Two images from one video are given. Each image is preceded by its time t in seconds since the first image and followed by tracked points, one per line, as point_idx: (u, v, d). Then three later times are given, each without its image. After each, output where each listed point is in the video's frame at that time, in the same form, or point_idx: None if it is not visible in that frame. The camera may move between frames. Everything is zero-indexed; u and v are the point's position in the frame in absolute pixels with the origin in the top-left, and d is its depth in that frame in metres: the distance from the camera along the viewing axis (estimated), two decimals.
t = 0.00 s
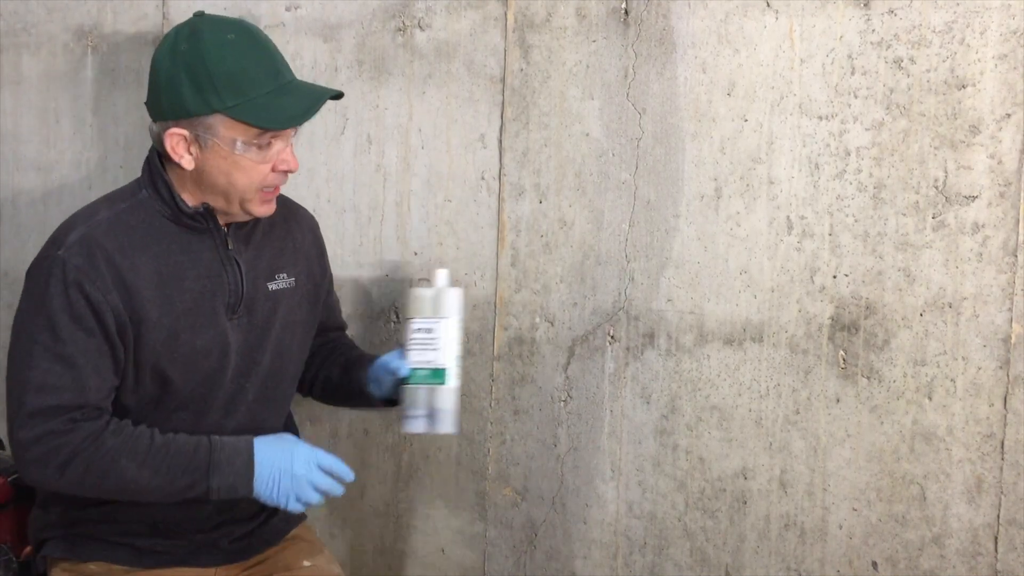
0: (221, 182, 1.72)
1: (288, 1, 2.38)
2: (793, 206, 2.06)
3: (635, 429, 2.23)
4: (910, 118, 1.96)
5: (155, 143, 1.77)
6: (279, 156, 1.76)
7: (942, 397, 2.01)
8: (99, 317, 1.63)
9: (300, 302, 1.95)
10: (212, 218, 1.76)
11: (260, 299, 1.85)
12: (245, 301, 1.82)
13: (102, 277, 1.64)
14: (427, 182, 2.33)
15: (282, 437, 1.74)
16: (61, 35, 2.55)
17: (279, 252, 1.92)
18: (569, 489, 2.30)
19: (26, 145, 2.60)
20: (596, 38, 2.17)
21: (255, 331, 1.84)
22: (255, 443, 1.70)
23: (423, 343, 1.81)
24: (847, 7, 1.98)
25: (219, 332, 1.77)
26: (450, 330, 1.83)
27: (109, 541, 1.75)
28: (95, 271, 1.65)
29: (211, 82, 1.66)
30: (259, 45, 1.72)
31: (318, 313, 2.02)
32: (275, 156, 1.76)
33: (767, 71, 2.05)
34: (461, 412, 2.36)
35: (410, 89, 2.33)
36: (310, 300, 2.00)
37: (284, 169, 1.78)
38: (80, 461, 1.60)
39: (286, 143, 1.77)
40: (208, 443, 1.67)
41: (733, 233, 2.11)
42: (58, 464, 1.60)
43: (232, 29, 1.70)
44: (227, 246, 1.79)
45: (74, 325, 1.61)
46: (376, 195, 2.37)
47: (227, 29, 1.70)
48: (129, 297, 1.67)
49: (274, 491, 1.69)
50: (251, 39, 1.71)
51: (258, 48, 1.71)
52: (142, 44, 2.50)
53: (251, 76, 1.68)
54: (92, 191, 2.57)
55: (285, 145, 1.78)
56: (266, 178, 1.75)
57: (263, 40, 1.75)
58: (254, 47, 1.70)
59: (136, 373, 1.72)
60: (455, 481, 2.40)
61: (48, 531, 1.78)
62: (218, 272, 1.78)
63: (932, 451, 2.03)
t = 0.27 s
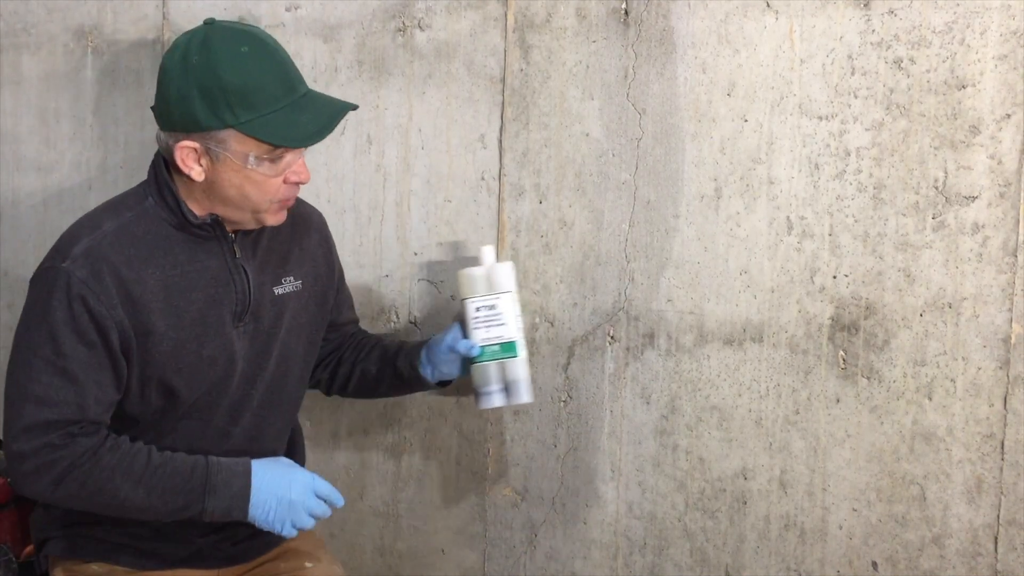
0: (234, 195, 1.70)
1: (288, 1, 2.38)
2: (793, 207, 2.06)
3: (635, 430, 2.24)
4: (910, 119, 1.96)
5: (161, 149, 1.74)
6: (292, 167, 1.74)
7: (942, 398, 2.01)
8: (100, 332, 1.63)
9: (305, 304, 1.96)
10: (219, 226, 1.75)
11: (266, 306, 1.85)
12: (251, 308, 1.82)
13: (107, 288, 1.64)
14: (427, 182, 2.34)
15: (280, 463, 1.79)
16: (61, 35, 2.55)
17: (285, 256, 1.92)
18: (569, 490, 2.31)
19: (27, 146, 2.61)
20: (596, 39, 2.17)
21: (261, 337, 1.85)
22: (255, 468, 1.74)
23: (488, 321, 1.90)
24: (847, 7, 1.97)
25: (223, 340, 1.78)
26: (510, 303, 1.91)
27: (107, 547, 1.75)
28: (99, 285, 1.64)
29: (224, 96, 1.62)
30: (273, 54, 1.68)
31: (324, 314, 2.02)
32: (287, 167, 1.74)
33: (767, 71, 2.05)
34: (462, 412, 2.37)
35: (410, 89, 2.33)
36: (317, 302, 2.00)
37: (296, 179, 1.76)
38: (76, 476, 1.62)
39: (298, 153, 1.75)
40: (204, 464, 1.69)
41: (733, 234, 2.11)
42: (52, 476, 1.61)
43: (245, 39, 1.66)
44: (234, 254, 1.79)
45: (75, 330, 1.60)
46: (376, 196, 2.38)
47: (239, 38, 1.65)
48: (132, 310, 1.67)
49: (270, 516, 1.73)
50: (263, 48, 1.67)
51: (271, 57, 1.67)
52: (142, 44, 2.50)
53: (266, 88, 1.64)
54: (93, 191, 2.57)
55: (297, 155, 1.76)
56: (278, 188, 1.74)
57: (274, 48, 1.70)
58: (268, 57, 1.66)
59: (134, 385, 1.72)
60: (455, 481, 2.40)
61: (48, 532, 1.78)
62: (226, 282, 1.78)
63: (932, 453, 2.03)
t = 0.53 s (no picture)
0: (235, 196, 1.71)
1: (288, 1, 2.38)
2: (793, 207, 2.05)
3: (635, 430, 2.24)
4: (910, 119, 1.96)
5: (164, 150, 1.74)
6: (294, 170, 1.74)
7: (942, 398, 2.00)
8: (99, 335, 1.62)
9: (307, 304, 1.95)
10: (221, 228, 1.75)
11: (268, 307, 1.85)
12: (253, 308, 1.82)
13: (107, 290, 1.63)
14: (427, 182, 2.34)
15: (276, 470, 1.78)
16: (61, 35, 2.55)
17: (287, 257, 1.91)
18: (569, 490, 2.31)
19: (26, 146, 2.60)
20: (596, 39, 2.17)
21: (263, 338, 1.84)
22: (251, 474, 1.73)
23: (471, 340, 1.88)
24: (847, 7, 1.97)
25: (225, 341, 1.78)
26: (492, 326, 1.89)
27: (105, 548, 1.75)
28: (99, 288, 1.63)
29: (227, 98, 1.62)
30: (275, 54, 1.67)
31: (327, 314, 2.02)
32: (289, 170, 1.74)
33: (767, 72, 2.05)
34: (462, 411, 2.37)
35: (410, 89, 2.33)
36: (321, 304, 2.00)
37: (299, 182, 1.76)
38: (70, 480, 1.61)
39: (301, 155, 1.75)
40: (200, 469, 1.68)
41: (733, 233, 2.11)
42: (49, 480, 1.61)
43: (247, 40, 1.65)
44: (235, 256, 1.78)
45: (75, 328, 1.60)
46: (376, 195, 2.38)
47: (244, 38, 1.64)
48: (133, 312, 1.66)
49: (264, 523, 1.72)
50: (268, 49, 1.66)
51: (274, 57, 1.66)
52: (142, 44, 2.50)
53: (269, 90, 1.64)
54: (92, 191, 2.57)
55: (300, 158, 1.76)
56: (280, 191, 1.74)
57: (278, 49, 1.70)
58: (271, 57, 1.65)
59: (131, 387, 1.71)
60: (455, 481, 2.40)
61: (48, 532, 1.79)
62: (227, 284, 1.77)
63: (933, 454, 2.02)
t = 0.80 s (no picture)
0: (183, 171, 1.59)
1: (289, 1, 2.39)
2: (792, 207, 2.06)
3: (634, 430, 2.23)
4: (909, 119, 1.96)
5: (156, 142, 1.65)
6: (246, 147, 1.60)
7: (942, 399, 1.99)
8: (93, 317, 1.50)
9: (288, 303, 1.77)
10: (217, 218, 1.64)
11: (268, 303, 1.74)
12: (249, 303, 1.70)
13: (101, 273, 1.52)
14: (426, 183, 2.34)
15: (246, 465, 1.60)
16: (61, 35, 2.55)
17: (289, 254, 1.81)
18: (568, 489, 2.30)
19: (27, 146, 2.61)
20: (596, 39, 2.17)
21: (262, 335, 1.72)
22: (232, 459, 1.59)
23: (338, 412, 1.67)
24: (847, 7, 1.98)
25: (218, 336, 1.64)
26: (365, 402, 1.65)
27: (96, 550, 1.71)
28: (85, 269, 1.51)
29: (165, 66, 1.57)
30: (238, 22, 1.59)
31: (315, 317, 1.87)
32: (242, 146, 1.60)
33: (766, 72, 2.05)
34: (462, 412, 2.37)
35: (410, 90, 2.33)
36: (318, 309, 1.88)
37: (251, 161, 1.60)
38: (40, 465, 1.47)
39: (256, 132, 1.61)
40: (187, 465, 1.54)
41: (732, 233, 2.11)
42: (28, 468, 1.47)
43: (202, 12, 1.58)
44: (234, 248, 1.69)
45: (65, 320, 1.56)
46: (376, 195, 2.38)
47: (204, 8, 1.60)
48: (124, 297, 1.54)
49: (244, 519, 1.56)
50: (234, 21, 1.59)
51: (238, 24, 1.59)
52: (141, 43, 2.50)
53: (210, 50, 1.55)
54: (92, 192, 2.57)
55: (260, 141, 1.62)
56: (239, 169, 1.60)
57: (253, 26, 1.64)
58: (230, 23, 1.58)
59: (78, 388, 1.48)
60: (455, 481, 2.40)
61: (41, 532, 1.76)
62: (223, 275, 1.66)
63: (932, 453, 2.01)
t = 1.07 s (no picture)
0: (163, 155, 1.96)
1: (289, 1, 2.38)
2: (792, 206, 2.06)
3: (631, 428, 2.24)
4: (910, 117, 1.95)
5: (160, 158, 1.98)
6: (216, 130, 1.97)
7: (942, 400, 1.97)
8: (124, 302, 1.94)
9: (297, 308, 2.18)
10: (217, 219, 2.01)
11: (258, 297, 2.09)
12: (242, 296, 2.07)
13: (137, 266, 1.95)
14: (427, 183, 2.36)
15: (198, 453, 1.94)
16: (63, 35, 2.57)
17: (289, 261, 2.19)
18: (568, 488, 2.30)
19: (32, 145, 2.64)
20: (595, 38, 2.17)
21: (254, 326, 2.09)
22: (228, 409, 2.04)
23: (269, 424, 1.85)
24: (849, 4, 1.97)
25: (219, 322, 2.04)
26: (292, 417, 1.84)
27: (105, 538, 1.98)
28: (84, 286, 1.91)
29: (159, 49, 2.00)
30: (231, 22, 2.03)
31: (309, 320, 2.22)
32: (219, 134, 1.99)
33: (768, 70, 2.05)
34: (461, 412, 2.39)
35: (409, 90, 2.34)
36: (305, 316, 2.21)
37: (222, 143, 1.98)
38: None
39: (226, 116, 1.99)
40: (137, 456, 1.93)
41: (733, 232, 2.11)
42: (22, 441, 1.83)
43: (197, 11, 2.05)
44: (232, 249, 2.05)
45: (53, 318, 1.87)
46: (376, 196, 2.40)
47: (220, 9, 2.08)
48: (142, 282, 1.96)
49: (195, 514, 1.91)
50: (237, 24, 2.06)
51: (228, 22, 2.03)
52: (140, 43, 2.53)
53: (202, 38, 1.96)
54: (93, 190, 2.58)
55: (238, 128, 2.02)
56: (224, 169, 1.99)
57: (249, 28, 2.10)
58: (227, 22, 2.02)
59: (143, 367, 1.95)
60: (454, 481, 2.41)
61: (58, 529, 2.00)
62: (212, 268, 2.01)
63: (932, 454, 1.99)
